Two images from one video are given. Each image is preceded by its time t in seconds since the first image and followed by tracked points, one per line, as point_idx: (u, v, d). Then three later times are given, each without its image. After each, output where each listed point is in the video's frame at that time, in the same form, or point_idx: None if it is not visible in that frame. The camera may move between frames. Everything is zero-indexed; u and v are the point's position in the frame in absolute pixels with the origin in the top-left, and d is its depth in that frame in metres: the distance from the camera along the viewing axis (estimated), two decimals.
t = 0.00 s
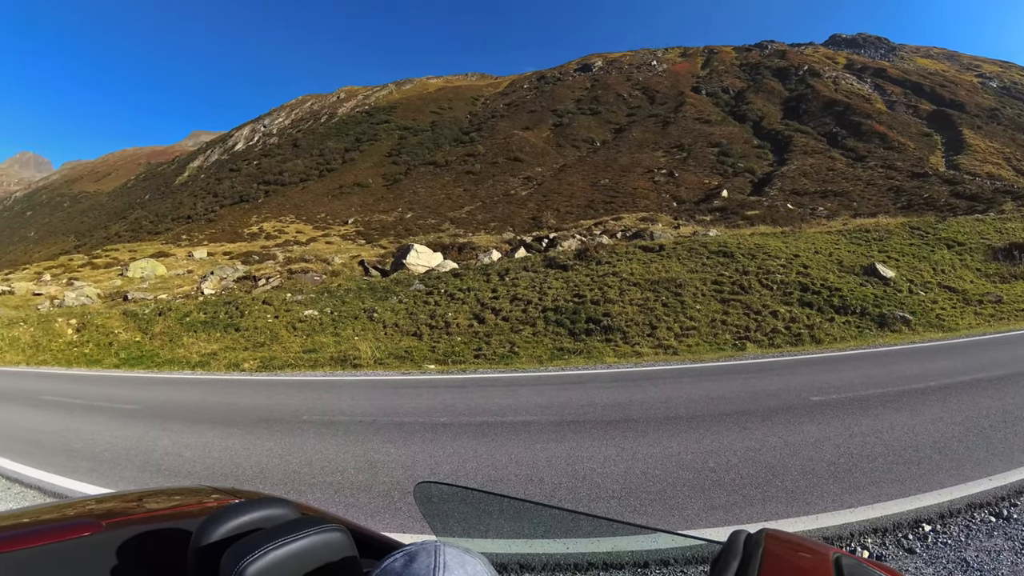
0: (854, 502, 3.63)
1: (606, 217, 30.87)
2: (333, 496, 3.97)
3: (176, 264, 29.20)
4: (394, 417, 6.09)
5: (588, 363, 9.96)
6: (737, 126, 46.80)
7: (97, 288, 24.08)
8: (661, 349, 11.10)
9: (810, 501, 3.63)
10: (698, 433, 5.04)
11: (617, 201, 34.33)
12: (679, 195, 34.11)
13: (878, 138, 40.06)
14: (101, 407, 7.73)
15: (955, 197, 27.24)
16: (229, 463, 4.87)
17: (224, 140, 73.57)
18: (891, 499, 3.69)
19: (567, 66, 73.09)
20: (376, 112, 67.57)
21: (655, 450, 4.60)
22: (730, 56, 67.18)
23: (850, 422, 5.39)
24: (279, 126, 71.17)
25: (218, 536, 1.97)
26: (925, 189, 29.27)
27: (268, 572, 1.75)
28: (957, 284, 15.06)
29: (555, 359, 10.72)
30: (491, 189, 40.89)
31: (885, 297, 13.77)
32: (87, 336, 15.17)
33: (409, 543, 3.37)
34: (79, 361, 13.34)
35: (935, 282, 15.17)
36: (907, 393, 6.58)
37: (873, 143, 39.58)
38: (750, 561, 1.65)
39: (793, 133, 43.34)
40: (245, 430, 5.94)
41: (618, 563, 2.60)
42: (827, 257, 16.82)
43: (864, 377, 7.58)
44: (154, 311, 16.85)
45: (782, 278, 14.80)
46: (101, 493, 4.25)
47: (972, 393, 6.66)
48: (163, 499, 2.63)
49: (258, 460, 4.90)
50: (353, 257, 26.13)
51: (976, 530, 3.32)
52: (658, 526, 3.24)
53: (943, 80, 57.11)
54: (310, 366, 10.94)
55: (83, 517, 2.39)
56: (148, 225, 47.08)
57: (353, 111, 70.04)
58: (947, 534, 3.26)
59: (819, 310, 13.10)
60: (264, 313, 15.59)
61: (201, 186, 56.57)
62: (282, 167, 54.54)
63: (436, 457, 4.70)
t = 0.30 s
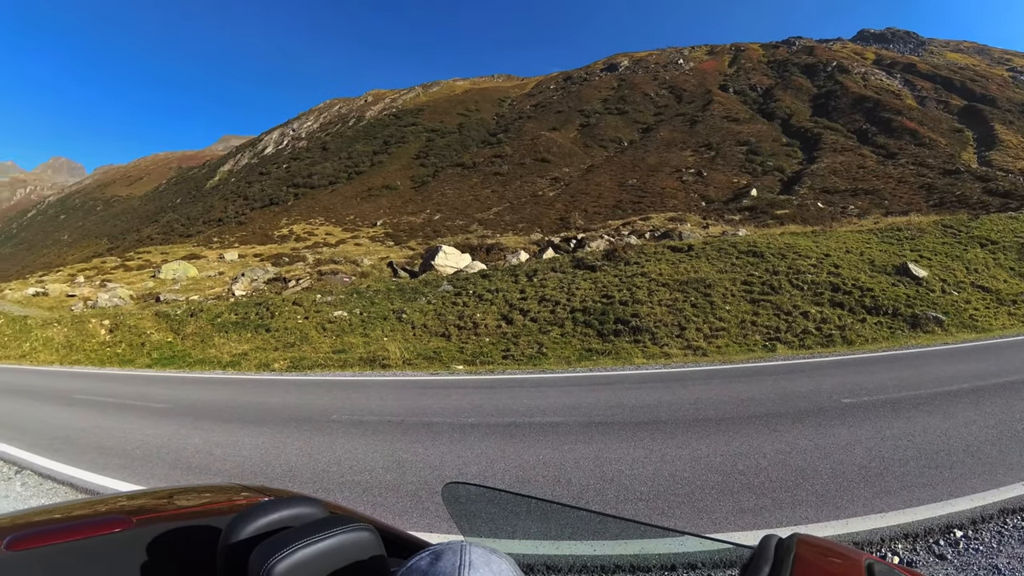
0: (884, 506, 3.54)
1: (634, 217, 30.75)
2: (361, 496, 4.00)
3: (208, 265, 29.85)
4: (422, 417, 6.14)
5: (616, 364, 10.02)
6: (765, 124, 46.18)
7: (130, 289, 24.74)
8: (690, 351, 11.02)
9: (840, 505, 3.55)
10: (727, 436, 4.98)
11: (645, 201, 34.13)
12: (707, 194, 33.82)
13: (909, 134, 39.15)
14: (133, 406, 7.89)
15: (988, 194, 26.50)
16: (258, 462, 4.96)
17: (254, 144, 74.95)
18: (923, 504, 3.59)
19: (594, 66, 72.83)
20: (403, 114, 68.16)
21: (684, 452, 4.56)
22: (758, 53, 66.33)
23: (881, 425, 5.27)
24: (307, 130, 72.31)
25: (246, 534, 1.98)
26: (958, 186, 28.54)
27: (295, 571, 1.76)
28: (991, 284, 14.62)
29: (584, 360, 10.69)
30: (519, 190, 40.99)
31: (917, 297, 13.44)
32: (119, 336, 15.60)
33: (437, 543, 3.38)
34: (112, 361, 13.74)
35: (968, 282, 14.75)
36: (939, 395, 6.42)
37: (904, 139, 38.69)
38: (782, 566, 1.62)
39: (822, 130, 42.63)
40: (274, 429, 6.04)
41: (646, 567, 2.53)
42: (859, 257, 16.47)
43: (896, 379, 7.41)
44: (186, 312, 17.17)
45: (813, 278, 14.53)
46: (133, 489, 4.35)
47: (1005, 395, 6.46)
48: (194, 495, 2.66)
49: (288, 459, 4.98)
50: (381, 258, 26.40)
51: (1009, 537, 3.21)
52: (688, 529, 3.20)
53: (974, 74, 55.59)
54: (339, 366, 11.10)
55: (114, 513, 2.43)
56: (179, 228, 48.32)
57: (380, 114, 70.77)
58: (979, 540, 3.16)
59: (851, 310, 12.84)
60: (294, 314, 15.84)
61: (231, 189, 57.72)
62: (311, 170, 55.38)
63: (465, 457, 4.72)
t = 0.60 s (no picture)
0: (913, 511, 3.47)
1: (661, 217, 30.59)
2: (386, 495, 4.02)
3: (236, 267, 30.42)
4: (449, 417, 6.17)
5: (644, 365, 10.00)
6: (792, 122, 45.60)
7: (160, 291, 25.29)
8: (718, 352, 10.90)
9: (869, 510, 3.47)
10: (755, 438, 4.91)
11: (672, 200, 33.96)
12: (735, 194, 33.55)
13: (938, 131, 38.34)
14: (162, 405, 8.05)
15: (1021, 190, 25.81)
16: (285, 461, 5.03)
17: (281, 147, 76.16)
18: (952, 508, 3.50)
19: (618, 66, 72.65)
20: (429, 116, 68.67)
21: (712, 455, 4.50)
22: (783, 50, 65.55)
23: (910, 428, 5.16)
24: (333, 133, 73.28)
25: (275, 531, 1.99)
26: (989, 183, 27.88)
27: (321, 570, 1.76)
28: None
29: (611, 361, 10.60)
30: (546, 191, 41.00)
31: (947, 297, 13.14)
32: (149, 336, 15.98)
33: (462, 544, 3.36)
34: (144, 361, 14.08)
35: (999, 282, 14.36)
36: (970, 398, 6.26)
37: (933, 135, 37.88)
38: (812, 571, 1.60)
39: (850, 127, 41.94)
40: (301, 428, 6.10)
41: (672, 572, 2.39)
42: (888, 256, 16.15)
43: (930, 381, 7.23)
44: (214, 313, 17.42)
45: (841, 278, 14.29)
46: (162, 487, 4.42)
47: None
48: (221, 494, 2.67)
49: (315, 458, 5.04)
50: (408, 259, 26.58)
51: None
52: (715, 533, 3.16)
53: (1006, 69, 54.19)
54: (366, 366, 11.23)
55: (142, 510, 2.44)
56: (208, 231, 49.35)
57: (405, 116, 71.44)
58: (1011, 547, 3.07)
59: (880, 311, 12.59)
60: (322, 314, 16.03)
61: (259, 192, 58.75)
62: (339, 173, 56.05)
63: (491, 457, 4.72)
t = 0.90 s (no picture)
0: (945, 516, 3.38)
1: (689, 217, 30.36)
2: (413, 495, 4.04)
3: (267, 269, 31.07)
4: (477, 418, 6.19)
5: (671, 366, 9.87)
6: (821, 119, 44.92)
7: (192, 292, 25.92)
8: (747, 353, 10.76)
9: (900, 515, 3.40)
10: (784, 441, 4.85)
11: (701, 200, 33.69)
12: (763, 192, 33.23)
13: (970, 126, 37.40)
14: (194, 404, 8.22)
15: None
16: (314, 459, 5.09)
17: (310, 151, 77.55)
18: (984, 514, 3.41)
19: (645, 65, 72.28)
20: (456, 118, 69.15)
21: (741, 457, 4.46)
22: (811, 46, 64.58)
23: (944, 431, 5.03)
24: (361, 136, 74.35)
25: (303, 530, 1.98)
26: None
27: (348, 570, 1.76)
28: None
29: (639, 363, 10.52)
30: (573, 191, 41.02)
31: (981, 298, 12.80)
32: (181, 336, 16.36)
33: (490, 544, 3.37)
34: (177, 360, 14.46)
35: None
36: (1006, 400, 6.09)
37: (964, 131, 36.97)
38: None
39: (880, 124, 41.15)
40: (330, 428, 6.17)
41: None
42: (920, 256, 15.81)
43: (963, 383, 7.05)
44: (245, 315, 17.70)
45: (873, 278, 14.04)
46: (193, 485, 4.50)
47: None
48: (251, 492, 2.70)
49: (343, 457, 5.08)
50: (436, 261, 26.80)
51: None
52: (744, 537, 3.11)
53: None
54: (395, 366, 11.36)
55: (173, 506, 2.47)
56: (238, 233, 50.56)
57: (432, 119, 72.05)
58: None
59: (911, 312, 12.34)
60: (351, 316, 16.22)
61: (289, 195, 59.87)
62: (367, 175, 56.78)
63: (519, 458, 4.73)
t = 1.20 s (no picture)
0: (975, 522, 3.30)
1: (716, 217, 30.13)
2: (439, 495, 4.05)
3: (294, 270, 31.69)
4: (502, 418, 6.19)
5: (695, 367, 9.83)
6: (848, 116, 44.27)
7: (220, 294, 26.52)
8: (775, 355, 10.61)
9: (929, 520, 3.33)
10: (812, 444, 4.79)
11: (728, 199, 33.42)
12: (791, 191, 32.93)
13: (1000, 122, 36.56)
14: (223, 403, 8.34)
15: None
16: (340, 458, 5.13)
17: (336, 154, 78.86)
18: (1016, 520, 3.31)
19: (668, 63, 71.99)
20: (481, 119, 69.58)
21: (768, 460, 4.40)
22: (837, 42, 63.72)
23: (973, 434, 4.93)
24: (386, 139, 75.35)
25: (328, 530, 1.97)
26: None
27: (373, 570, 1.76)
28: None
29: (664, 364, 10.44)
30: (598, 192, 40.97)
31: (1015, 298, 12.48)
32: (209, 337, 16.70)
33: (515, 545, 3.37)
34: (206, 360, 14.76)
35: None
36: None
37: (994, 128, 36.17)
38: None
39: (908, 120, 40.44)
40: (357, 427, 6.23)
41: None
42: (950, 255, 15.49)
43: (993, 386, 6.88)
44: (273, 315, 17.98)
45: (902, 277, 13.81)
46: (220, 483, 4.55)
47: None
48: (277, 491, 2.71)
49: (370, 457, 5.12)
50: (462, 262, 27.02)
51: None
52: (771, 541, 3.08)
53: None
54: (419, 366, 11.45)
55: (200, 504, 2.47)
56: (266, 235, 51.79)
57: (456, 121, 72.53)
58: None
59: (942, 312, 12.09)
60: (378, 316, 16.37)
61: (316, 198, 60.98)
62: (392, 178, 57.49)
63: (544, 460, 4.73)
